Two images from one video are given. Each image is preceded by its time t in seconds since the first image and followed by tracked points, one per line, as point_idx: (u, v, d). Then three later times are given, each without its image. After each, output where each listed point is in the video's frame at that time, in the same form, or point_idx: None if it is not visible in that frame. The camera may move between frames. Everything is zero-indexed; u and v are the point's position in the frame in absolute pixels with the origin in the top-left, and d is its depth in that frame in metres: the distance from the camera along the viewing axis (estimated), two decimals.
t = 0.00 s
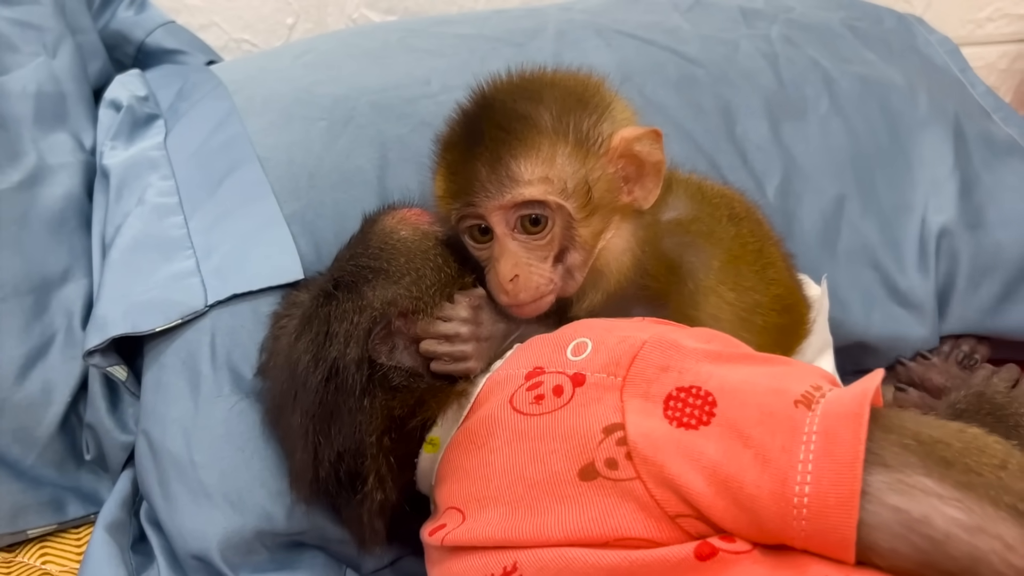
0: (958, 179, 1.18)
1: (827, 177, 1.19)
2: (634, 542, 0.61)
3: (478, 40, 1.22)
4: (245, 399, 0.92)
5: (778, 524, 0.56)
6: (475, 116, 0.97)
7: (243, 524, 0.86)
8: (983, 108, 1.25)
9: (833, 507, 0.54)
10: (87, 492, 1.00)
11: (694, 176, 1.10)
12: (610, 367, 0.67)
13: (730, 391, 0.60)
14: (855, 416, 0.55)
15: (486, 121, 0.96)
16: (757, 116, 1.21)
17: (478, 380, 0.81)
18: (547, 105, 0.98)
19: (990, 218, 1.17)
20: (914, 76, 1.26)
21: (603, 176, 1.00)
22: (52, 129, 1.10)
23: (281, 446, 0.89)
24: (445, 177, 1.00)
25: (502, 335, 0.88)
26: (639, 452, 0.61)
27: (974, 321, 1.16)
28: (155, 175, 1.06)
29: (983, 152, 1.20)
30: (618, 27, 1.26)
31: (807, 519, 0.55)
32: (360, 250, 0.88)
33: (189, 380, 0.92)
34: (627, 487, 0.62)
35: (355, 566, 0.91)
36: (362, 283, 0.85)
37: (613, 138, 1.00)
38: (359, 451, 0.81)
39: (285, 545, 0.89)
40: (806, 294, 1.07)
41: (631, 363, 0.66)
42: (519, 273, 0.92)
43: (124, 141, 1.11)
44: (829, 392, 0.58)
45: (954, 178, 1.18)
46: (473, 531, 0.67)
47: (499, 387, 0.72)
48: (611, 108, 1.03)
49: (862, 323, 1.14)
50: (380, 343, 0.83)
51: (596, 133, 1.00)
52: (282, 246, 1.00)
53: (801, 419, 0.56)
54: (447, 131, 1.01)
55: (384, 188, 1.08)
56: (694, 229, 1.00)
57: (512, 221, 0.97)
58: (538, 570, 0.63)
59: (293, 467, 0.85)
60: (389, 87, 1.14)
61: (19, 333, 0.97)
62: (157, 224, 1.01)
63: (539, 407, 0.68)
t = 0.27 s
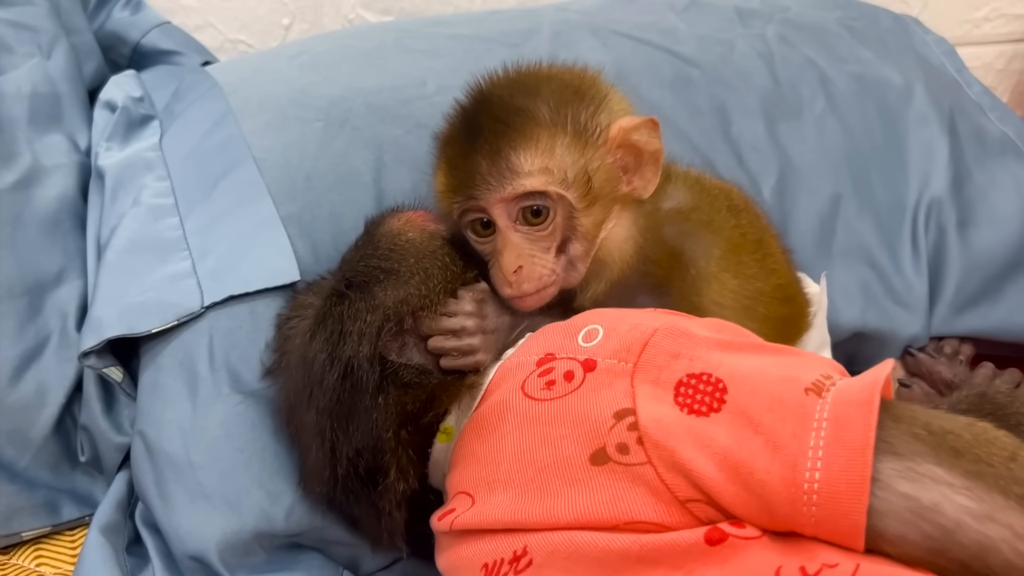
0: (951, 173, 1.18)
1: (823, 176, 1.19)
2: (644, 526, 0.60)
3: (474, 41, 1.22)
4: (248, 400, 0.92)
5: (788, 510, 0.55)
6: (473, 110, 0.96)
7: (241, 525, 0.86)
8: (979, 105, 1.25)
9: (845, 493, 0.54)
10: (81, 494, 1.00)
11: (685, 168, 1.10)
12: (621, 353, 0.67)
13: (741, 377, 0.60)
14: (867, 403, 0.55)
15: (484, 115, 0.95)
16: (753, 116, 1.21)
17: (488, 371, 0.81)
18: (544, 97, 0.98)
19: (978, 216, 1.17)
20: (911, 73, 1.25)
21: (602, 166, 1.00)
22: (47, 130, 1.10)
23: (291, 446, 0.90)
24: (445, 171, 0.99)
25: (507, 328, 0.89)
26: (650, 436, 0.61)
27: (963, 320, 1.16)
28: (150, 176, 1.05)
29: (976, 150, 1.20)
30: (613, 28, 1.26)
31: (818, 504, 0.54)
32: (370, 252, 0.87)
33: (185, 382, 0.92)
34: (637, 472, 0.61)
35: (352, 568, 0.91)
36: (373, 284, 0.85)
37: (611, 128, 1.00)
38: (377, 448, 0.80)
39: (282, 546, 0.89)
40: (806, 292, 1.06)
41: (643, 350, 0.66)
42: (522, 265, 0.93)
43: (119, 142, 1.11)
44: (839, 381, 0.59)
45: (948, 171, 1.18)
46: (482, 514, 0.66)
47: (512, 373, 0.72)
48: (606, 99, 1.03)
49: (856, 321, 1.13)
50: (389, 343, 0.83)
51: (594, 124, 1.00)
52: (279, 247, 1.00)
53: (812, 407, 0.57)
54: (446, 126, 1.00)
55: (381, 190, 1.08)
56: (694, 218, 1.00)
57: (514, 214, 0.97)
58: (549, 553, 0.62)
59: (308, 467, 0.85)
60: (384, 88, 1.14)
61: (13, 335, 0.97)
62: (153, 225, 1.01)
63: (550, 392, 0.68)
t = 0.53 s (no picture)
0: (947, 173, 1.18)
1: (820, 177, 1.19)
2: (641, 528, 0.60)
3: (472, 42, 1.22)
4: (247, 404, 0.92)
5: (783, 513, 0.55)
6: (469, 110, 0.98)
7: (238, 527, 0.86)
8: (975, 105, 1.25)
9: (839, 495, 0.54)
10: (79, 496, 1.00)
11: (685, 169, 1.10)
12: (614, 355, 0.67)
13: (733, 380, 0.60)
14: (859, 404, 0.56)
15: (480, 114, 0.97)
16: (750, 116, 1.21)
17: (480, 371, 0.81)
18: (539, 97, 0.99)
19: (972, 216, 1.17)
20: (908, 74, 1.25)
21: (597, 165, 1.01)
22: (44, 133, 1.10)
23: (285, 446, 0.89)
24: (441, 171, 1.00)
25: (501, 329, 0.88)
26: (646, 439, 0.61)
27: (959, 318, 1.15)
28: (147, 179, 1.05)
29: (971, 150, 1.20)
30: (610, 29, 1.26)
31: (813, 507, 0.54)
32: (365, 248, 0.87)
33: (183, 384, 0.92)
34: (634, 475, 0.61)
35: (350, 569, 0.91)
36: (366, 279, 0.84)
37: (605, 127, 1.01)
38: (366, 443, 0.80)
39: (279, 548, 0.88)
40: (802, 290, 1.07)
41: (635, 352, 0.66)
42: (517, 263, 0.94)
43: (116, 145, 1.11)
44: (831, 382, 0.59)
45: (943, 172, 1.18)
46: (477, 517, 0.66)
47: (507, 377, 0.72)
48: (601, 99, 1.04)
49: (853, 321, 1.13)
50: (383, 340, 0.82)
51: (588, 124, 1.02)
52: (276, 250, 1.00)
53: (804, 409, 0.57)
54: (442, 127, 1.01)
55: (378, 192, 1.08)
56: (688, 215, 1.00)
57: (509, 213, 0.98)
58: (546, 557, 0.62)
59: (302, 464, 0.84)
60: (381, 90, 1.14)
61: (11, 337, 0.97)
62: (150, 228, 1.01)
63: (544, 394, 0.68)
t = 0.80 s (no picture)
0: (948, 173, 1.18)
1: (818, 176, 1.19)
2: (624, 537, 0.60)
3: (470, 43, 1.22)
4: (241, 404, 0.92)
5: (766, 518, 0.56)
6: (458, 119, 0.97)
7: (235, 527, 0.86)
8: (973, 105, 1.24)
9: (822, 497, 0.55)
10: (77, 496, 1.00)
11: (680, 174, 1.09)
12: (594, 362, 0.67)
13: (714, 385, 0.60)
14: (838, 406, 0.56)
15: (469, 124, 0.96)
16: (748, 116, 1.21)
17: (461, 382, 0.82)
18: (530, 106, 0.97)
19: (977, 215, 1.17)
20: (906, 74, 1.25)
21: (586, 177, 1.00)
22: (42, 133, 1.10)
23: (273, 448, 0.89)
24: (430, 179, 0.99)
25: (486, 339, 0.89)
26: (627, 448, 0.61)
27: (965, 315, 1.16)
28: (145, 178, 1.06)
29: (972, 149, 1.20)
30: (609, 29, 1.26)
31: (796, 510, 0.55)
32: (351, 251, 0.89)
33: (180, 384, 0.92)
34: (616, 483, 0.61)
35: (348, 569, 0.91)
36: (350, 282, 0.86)
37: (596, 138, 0.99)
38: (343, 448, 0.82)
39: (276, 548, 0.88)
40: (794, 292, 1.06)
41: (616, 359, 0.66)
42: (504, 274, 0.94)
43: (114, 145, 1.11)
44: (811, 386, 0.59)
45: (945, 172, 1.18)
46: (460, 530, 0.66)
47: (486, 386, 0.72)
48: (593, 108, 1.03)
49: (852, 322, 1.13)
50: (366, 343, 0.84)
51: (579, 134, 1.00)
52: (272, 249, 1.00)
53: (785, 411, 0.57)
54: (431, 134, 1.00)
55: (376, 192, 1.08)
56: (677, 225, 0.99)
57: (497, 224, 0.98)
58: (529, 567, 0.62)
59: (283, 465, 0.86)
60: (380, 90, 1.14)
61: (9, 337, 0.97)
62: (147, 227, 1.01)
63: (525, 403, 0.68)
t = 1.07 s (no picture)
0: (948, 174, 1.18)
1: (819, 177, 1.19)
2: (616, 542, 0.60)
3: (470, 42, 1.22)
4: (241, 405, 0.92)
5: (756, 526, 0.55)
6: (463, 128, 0.93)
7: (235, 528, 0.86)
8: (974, 104, 1.24)
9: (810, 508, 0.54)
10: (78, 497, 1.00)
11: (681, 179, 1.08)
12: (590, 366, 0.67)
13: (708, 390, 0.60)
14: (831, 417, 0.56)
15: (475, 133, 0.92)
16: (748, 116, 1.21)
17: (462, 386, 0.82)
18: (537, 115, 0.95)
19: (979, 215, 1.17)
20: (906, 74, 1.25)
21: (592, 188, 0.97)
22: (42, 133, 1.10)
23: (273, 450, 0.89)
24: (434, 187, 0.95)
25: (488, 342, 0.89)
26: (621, 452, 0.61)
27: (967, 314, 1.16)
28: (145, 179, 1.05)
29: (973, 149, 1.20)
30: (609, 28, 1.26)
31: (786, 520, 0.54)
32: (353, 253, 0.91)
33: (180, 385, 0.92)
34: (610, 487, 0.61)
35: (348, 570, 0.91)
36: (352, 284, 0.88)
37: (602, 148, 0.96)
38: (343, 451, 0.83)
39: (277, 549, 0.88)
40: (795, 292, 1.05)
41: (611, 363, 0.66)
42: (507, 283, 0.89)
43: (114, 145, 1.11)
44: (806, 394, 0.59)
45: (945, 173, 1.18)
46: (456, 533, 0.66)
47: (483, 389, 0.72)
48: (599, 117, 1.00)
49: (853, 322, 1.13)
50: (368, 345, 0.85)
51: (585, 145, 0.97)
52: (272, 250, 1.00)
53: (778, 419, 0.56)
54: (435, 141, 0.97)
55: (376, 192, 1.08)
56: (682, 235, 0.97)
57: (500, 233, 0.92)
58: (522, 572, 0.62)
59: (283, 468, 0.86)
60: (379, 90, 1.14)
61: (9, 337, 0.97)
62: (147, 228, 1.01)
63: (521, 407, 0.68)
